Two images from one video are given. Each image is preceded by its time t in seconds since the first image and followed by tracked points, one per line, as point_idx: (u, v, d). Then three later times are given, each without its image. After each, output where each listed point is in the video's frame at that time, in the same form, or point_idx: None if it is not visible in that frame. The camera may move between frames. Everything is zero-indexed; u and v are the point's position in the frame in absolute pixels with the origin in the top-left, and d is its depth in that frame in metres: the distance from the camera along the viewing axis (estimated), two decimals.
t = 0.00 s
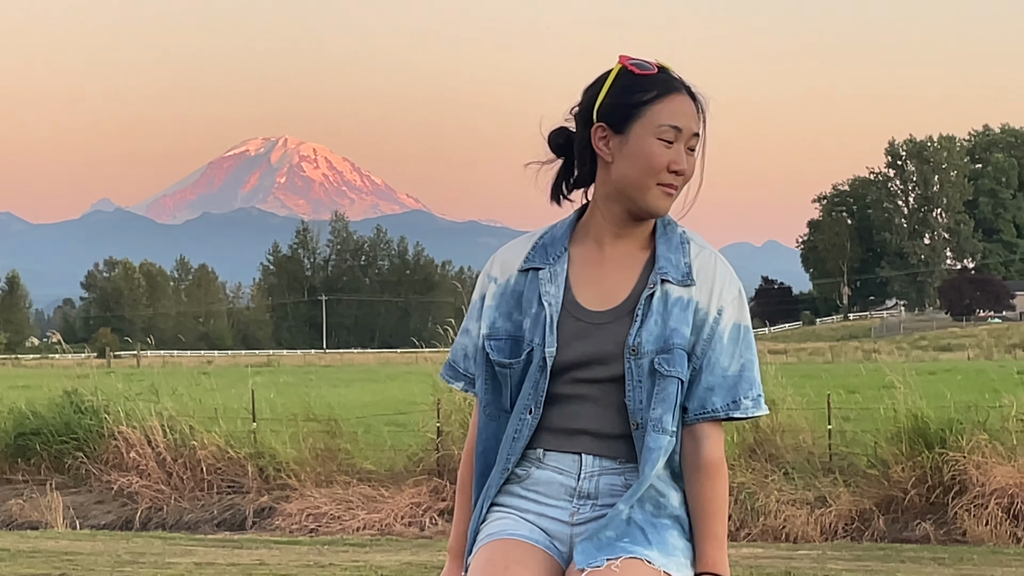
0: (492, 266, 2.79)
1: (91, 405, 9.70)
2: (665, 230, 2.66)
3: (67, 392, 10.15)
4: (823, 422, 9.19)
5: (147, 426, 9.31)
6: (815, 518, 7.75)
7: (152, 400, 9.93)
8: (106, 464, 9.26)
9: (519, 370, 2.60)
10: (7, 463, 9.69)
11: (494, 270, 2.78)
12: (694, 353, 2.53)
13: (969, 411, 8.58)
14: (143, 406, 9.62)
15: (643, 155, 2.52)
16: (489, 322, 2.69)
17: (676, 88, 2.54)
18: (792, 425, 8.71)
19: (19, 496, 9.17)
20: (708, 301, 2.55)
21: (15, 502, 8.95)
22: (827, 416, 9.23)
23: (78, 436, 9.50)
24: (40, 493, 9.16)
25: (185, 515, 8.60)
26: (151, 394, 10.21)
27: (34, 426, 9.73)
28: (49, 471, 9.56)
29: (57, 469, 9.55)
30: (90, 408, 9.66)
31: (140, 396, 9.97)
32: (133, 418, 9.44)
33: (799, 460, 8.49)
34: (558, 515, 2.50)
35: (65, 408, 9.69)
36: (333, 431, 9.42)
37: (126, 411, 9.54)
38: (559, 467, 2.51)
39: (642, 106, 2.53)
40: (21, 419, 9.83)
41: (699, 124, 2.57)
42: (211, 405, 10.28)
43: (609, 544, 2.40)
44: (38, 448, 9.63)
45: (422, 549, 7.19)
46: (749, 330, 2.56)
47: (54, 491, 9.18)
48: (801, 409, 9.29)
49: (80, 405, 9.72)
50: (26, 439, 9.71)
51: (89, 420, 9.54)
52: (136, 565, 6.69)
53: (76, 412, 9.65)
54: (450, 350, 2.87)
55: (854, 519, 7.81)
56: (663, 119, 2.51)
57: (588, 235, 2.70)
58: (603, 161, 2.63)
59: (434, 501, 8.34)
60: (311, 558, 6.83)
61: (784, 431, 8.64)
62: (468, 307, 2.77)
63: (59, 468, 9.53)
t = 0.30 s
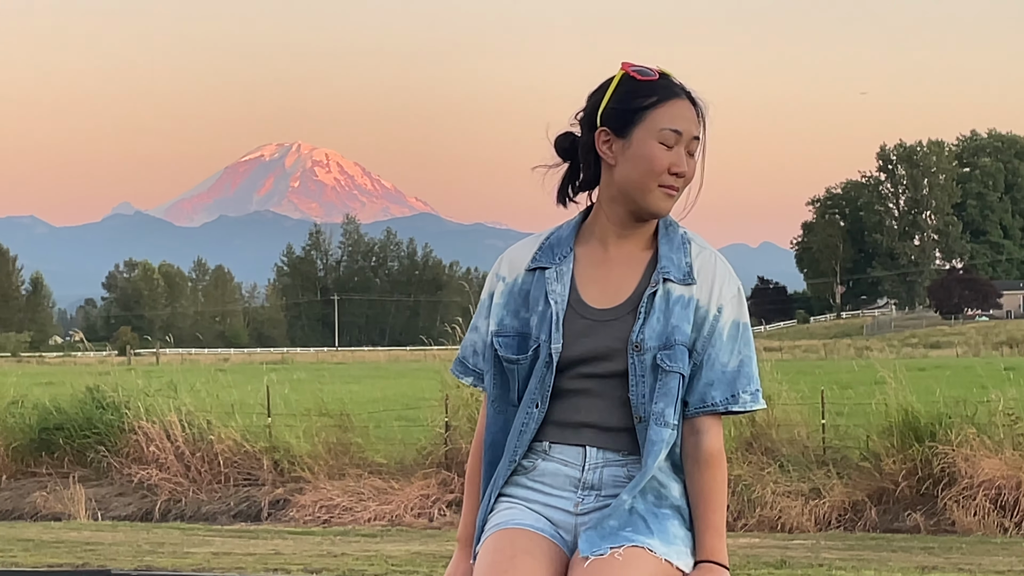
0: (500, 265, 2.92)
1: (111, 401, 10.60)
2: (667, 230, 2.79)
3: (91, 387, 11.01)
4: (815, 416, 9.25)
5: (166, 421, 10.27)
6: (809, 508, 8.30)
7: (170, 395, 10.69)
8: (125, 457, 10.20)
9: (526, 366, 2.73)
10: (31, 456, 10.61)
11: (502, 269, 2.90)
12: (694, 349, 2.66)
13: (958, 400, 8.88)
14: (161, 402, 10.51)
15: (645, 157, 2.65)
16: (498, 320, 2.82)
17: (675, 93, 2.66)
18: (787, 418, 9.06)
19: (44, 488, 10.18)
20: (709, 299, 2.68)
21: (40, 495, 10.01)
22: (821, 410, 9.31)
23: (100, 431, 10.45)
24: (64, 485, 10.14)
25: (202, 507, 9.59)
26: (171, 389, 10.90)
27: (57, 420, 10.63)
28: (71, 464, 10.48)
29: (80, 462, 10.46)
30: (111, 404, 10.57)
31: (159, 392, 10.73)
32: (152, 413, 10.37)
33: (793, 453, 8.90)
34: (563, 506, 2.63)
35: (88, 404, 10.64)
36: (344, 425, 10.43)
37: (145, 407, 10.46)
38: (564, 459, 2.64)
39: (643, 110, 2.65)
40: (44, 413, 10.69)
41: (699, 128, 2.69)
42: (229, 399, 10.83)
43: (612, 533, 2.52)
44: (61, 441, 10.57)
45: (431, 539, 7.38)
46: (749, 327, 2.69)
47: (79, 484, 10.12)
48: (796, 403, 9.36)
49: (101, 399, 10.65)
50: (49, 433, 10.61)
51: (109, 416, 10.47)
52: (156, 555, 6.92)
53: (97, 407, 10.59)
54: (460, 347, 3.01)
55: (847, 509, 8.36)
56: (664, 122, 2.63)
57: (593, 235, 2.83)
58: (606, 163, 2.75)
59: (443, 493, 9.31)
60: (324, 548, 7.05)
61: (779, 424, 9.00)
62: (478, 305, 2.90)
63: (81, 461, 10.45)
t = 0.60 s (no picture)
0: (503, 259, 3.05)
1: (127, 391, 11.56)
2: (663, 224, 2.90)
3: (106, 377, 12.00)
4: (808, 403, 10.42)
5: (180, 410, 11.24)
6: (800, 494, 9.17)
7: (184, 385, 11.77)
8: (141, 445, 11.09)
9: (526, 356, 2.85)
10: (50, 444, 11.43)
11: (504, 263, 3.03)
12: (689, 340, 2.78)
13: (944, 391, 9.87)
14: (175, 393, 11.51)
15: (611, 149, 2.76)
16: (500, 312, 2.95)
17: (639, 85, 2.77)
18: (779, 409, 10.11)
19: (63, 475, 11.01)
20: (703, 292, 2.80)
21: (57, 482, 10.90)
22: (813, 399, 10.37)
23: (116, 420, 11.39)
24: (82, 472, 11.00)
25: (215, 493, 10.48)
26: (183, 379, 11.96)
27: (74, 410, 11.51)
28: (88, 451, 11.36)
29: (96, 449, 11.34)
30: (126, 394, 11.53)
31: (172, 381, 11.78)
32: (166, 403, 11.33)
33: (785, 441, 9.89)
34: (561, 491, 2.74)
35: (104, 394, 11.57)
36: (351, 414, 11.53)
37: (159, 398, 11.43)
38: (562, 446, 2.77)
39: (606, 103, 2.78)
40: (62, 402, 11.56)
41: (666, 115, 2.76)
42: (240, 389, 11.97)
43: (608, 517, 2.62)
44: (79, 430, 11.43)
45: (434, 524, 7.71)
46: (742, 319, 2.80)
47: (95, 471, 10.99)
48: (786, 392, 10.53)
49: (117, 391, 11.59)
50: (67, 422, 11.45)
51: (125, 405, 11.43)
52: (169, 539, 7.37)
53: (113, 397, 11.54)
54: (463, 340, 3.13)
55: (836, 495, 9.24)
56: (627, 114, 2.74)
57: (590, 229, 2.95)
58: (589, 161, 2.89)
59: (446, 479, 10.11)
60: (332, 533, 7.40)
61: (772, 414, 10.02)
62: (480, 298, 3.02)
63: (97, 449, 11.32)
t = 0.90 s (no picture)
0: (501, 250, 3.09)
1: (138, 376, 11.73)
2: (657, 216, 2.94)
3: (119, 364, 12.29)
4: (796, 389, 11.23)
5: (189, 395, 11.40)
6: (788, 477, 9.59)
7: (193, 371, 11.99)
8: (152, 429, 11.32)
9: (524, 343, 2.88)
10: (63, 427, 11.66)
11: (503, 253, 3.07)
12: (681, 327, 2.84)
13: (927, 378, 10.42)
14: (184, 377, 11.69)
15: (591, 141, 2.74)
16: (499, 300, 3.00)
17: (619, 77, 2.76)
18: (768, 395, 10.62)
19: (76, 458, 11.20)
20: (695, 280, 2.85)
21: (71, 464, 10.98)
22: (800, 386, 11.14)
23: (128, 405, 11.58)
24: (94, 455, 11.20)
25: (223, 475, 10.67)
26: (193, 365, 12.29)
27: (87, 395, 11.71)
28: (100, 435, 11.63)
29: (109, 433, 11.61)
30: (137, 378, 11.70)
31: (181, 367, 12.01)
32: (176, 388, 11.53)
33: (774, 425, 10.36)
34: (556, 473, 2.77)
35: (116, 379, 11.75)
36: (354, 399, 11.82)
37: (169, 382, 11.63)
38: (558, 430, 2.79)
39: (587, 98, 2.78)
40: (75, 387, 11.80)
41: (645, 105, 2.73)
42: (248, 374, 12.32)
43: (603, 498, 2.65)
44: (92, 415, 11.66)
45: (435, 505, 7.95)
46: (733, 307, 2.87)
47: (107, 453, 11.21)
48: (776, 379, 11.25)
49: (128, 376, 11.77)
50: (80, 407, 11.69)
51: (136, 390, 11.60)
52: (179, 520, 7.62)
53: (125, 382, 11.72)
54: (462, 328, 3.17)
55: (823, 477, 9.65)
56: (604, 105, 2.73)
57: (587, 221, 2.97)
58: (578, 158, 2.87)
59: (446, 462, 10.28)
60: (336, 513, 7.63)
61: (761, 399, 10.50)
62: (480, 286, 3.07)
63: (109, 432, 11.60)
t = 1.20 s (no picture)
0: (500, 238, 3.06)
1: (143, 363, 11.93)
2: (652, 206, 2.91)
3: (124, 352, 12.51)
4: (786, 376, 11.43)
5: (193, 380, 11.56)
6: (778, 461, 9.72)
7: (197, 359, 12.24)
8: (157, 414, 11.47)
9: (522, 329, 2.86)
10: (71, 413, 11.78)
11: (502, 242, 3.04)
12: (676, 314, 2.80)
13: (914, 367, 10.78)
14: (189, 365, 11.86)
15: (579, 131, 2.82)
16: (498, 288, 2.97)
17: (606, 69, 2.84)
18: (758, 380, 10.77)
19: (83, 442, 11.34)
20: (689, 268, 2.82)
21: (79, 448, 11.13)
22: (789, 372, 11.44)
23: (134, 390, 11.74)
24: (101, 440, 11.33)
25: (227, 459, 10.79)
26: (198, 353, 12.61)
27: (95, 381, 11.86)
28: (107, 420, 11.78)
29: (115, 419, 11.75)
30: (143, 365, 11.90)
31: (186, 355, 12.32)
32: (181, 374, 11.70)
33: (763, 410, 10.54)
34: (553, 456, 2.72)
35: (122, 365, 11.92)
36: (356, 385, 11.89)
37: (175, 368, 11.80)
38: (555, 414, 2.75)
39: (577, 91, 2.87)
40: (82, 374, 11.97)
41: (631, 95, 2.80)
42: (250, 363, 12.58)
43: (599, 481, 2.60)
44: (99, 400, 11.79)
45: (434, 488, 8.07)
46: (727, 295, 2.82)
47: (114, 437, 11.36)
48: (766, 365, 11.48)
49: (135, 362, 11.95)
50: (87, 392, 11.82)
51: (142, 376, 11.78)
52: (184, 503, 7.75)
53: (131, 368, 11.90)
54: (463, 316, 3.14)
55: (812, 461, 9.78)
56: (591, 95, 2.81)
57: (583, 210, 2.96)
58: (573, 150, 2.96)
59: (445, 446, 10.38)
60: (337, 496, 7.75)
61: (751, 385, 10.69)
62: (479, 274, 3.04)
63: (116, 418, 11.76)
